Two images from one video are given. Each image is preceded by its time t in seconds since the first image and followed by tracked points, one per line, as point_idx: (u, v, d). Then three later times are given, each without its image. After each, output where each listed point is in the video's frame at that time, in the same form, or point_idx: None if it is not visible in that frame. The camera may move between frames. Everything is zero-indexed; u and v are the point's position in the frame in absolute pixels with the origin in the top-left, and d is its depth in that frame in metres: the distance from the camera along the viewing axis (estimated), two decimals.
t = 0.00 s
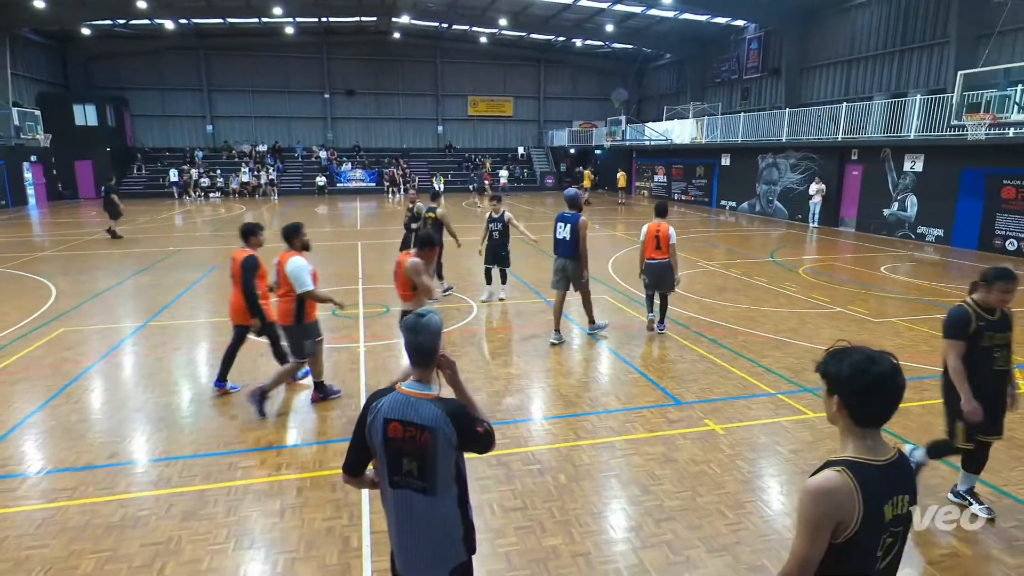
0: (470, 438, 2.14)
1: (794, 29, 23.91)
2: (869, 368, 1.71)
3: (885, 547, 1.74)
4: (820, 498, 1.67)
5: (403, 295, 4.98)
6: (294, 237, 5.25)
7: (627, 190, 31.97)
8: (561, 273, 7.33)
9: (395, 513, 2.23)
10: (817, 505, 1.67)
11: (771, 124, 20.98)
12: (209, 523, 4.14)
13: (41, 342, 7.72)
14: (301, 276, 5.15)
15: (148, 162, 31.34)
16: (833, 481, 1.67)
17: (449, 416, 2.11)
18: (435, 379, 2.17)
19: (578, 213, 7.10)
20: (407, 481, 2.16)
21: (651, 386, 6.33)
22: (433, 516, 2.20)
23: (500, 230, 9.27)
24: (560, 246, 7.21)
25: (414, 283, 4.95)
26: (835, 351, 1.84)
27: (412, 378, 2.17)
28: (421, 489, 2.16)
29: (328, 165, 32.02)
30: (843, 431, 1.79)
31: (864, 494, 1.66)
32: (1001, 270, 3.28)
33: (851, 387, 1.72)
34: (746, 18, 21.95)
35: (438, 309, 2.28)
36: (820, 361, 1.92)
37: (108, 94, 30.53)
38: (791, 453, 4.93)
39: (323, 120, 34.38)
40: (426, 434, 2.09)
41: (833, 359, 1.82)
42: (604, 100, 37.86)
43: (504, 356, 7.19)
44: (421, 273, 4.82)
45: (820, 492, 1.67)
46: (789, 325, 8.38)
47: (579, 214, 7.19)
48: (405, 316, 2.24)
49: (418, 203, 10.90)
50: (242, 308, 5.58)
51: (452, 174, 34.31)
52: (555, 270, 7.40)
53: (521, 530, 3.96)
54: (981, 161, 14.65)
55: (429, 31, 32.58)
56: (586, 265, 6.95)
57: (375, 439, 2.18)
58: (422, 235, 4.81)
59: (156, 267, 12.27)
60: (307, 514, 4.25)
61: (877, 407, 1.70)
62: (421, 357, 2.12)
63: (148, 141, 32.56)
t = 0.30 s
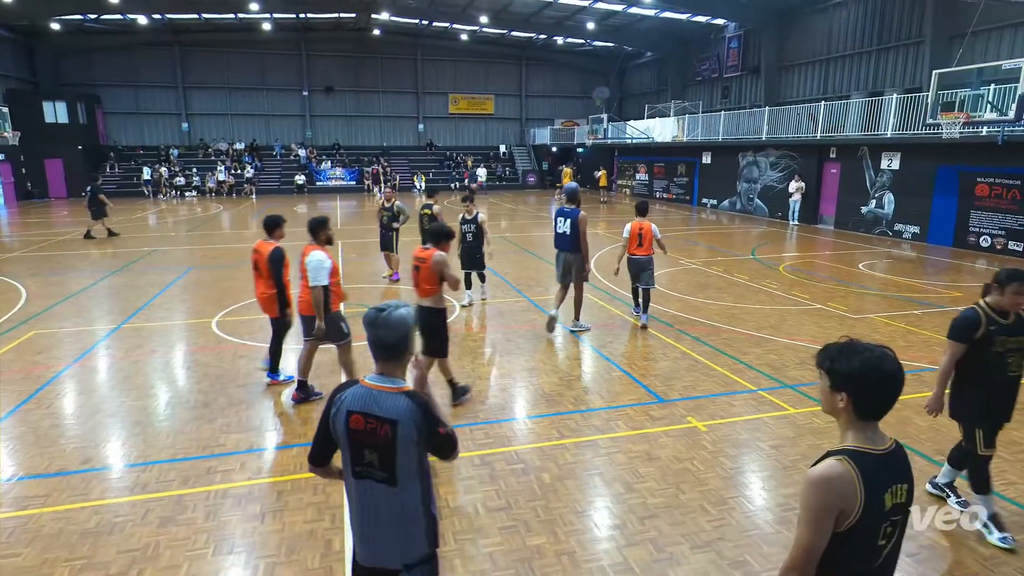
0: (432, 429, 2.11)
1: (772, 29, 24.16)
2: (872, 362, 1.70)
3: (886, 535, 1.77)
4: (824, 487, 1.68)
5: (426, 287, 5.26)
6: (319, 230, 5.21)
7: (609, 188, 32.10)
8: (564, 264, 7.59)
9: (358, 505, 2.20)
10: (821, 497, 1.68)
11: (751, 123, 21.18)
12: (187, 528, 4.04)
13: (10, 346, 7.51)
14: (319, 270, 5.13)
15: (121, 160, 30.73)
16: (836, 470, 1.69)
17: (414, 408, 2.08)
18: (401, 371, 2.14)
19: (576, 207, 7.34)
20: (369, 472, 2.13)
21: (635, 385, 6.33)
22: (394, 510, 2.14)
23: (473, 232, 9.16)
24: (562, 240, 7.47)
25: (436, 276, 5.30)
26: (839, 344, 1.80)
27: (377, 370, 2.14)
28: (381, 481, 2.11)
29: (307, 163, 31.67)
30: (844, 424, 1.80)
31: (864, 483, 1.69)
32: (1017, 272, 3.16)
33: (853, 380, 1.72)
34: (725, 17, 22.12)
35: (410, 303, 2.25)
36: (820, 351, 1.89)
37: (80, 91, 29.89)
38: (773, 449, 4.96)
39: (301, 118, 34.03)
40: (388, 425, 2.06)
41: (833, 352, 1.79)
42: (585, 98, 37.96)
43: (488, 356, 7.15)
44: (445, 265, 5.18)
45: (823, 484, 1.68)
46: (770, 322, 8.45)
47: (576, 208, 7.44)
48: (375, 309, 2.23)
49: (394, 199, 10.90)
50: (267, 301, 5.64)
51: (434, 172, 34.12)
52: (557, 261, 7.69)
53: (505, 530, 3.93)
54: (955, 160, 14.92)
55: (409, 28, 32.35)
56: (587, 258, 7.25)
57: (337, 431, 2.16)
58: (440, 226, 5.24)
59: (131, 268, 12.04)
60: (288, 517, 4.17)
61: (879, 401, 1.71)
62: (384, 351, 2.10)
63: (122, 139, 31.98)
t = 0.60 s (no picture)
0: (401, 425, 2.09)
1: (762, 28, 24.26)
2: (877, 362, 1.72)
3: (887, 532, 1.76)
4: (824, 475, 1.68)
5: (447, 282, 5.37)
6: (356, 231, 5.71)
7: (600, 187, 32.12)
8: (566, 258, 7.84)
9: (329, 497, 2.22)
10: (822, 485, 1.68)
11: (741, 122, 21.26)
12: (176, 531, 3.99)
13: None
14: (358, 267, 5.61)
15: (107, 159, 30.41)
16: (836, 458, 1.69)
17: (385, 404, 2.06)
18: (375, 368, 2.12)
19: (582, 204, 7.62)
20: (340, 465, 2.14)
21: (627, 384, 6.32)
22: (363, 503, 2.16)
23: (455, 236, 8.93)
24: (567, 237, 7.71)
25: (459, 270, 5.37)
26: (843, 342, 1.81)
27: (349, 365, 2.13)
28: (350, 474, 2.13)
29: (297, 162, 31.50)
30: (847, 420, 1.80)
31: (864, 473, 1.68)
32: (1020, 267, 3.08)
33: (858, 377, 1.72)
34: (716, 16, 22.18)
35: (385, 300, 2.20)
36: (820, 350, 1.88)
37: (65, 89, 29.54)
38: (765, 447, 4.96)
39: (290, 117, 33.80)
40: (358, 419, 2.07)
41: (838, 350, 1.79)
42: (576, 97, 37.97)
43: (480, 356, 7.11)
44: (466, 260, 5.21)
45: (822, 470, 1.68)
46: (761, 320, 8.47)
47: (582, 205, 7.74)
48: (350, 303, 2.18)
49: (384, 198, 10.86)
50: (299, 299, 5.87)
51: (424, 171, 34.02)
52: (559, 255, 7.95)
53: (498, 530, 3.90)
54: (943, 159, 15.04)
55: (399, 26, 32.21)
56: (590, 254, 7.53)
57: (310, 423, 2.18)
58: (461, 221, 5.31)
59: (118, 268, 11.92)
60: (278, 519, 4.13)
61: (881, 398, 1.72)
62: (356, 347, 2.07)
63: (108, 138, 31.64)
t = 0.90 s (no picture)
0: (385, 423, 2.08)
1: (757, 28, 24.33)
2: (869, 362, 1.74)
3: (877, 533, 1.76)
4: (813, 470, 1.69)
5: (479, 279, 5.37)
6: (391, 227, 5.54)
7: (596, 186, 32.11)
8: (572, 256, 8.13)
9: (313, 494, 2.21)
10: (812, 478, 1.69)
11: (736, 121, 21.30)
12: (170, 532, 3.97)
13: None
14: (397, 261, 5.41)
15: (100, 159, 30.27)
16: (826, 455, 1.70)
17: (368, 400, 2.06)
18: (359, 363, 2.14)
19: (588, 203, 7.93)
20: (324, 461, 2.15)
21: (622, 384, 6.30)
22: (347, 498, 2.15)
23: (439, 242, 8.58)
24: (573, 234, 7.98)
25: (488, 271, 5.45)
26: (838, 343, 1.83)
27: (336, 361, 2.14)
28: (334, 470, 2.13)
29: (292, 162, 31.44)
30: (841, 422, 1.80)
31: (855, 472, 1.69)
32: None
33: (851, 376, 1.74)
34: (712, 16, 22.23)
35: (370, 298, 2.23)
36: (816, 352, 1.90)
37: (58, 88, 29.38)
38: (760, 446, 4.97)
39: (285, 116, 33.72)
40: (341, 413, 2.07)
41: (834, 350, 1.81)
42: (572, 96, 38.00)
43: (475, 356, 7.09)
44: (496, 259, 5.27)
45: (812, 464, 1.69)
46: (756, 319, 8.49)
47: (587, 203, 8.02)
48: (334, 302, 2.21)
49: (379, 198, 10.91)
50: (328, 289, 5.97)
51: (420, 171, 33.97)
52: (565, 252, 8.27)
53: (494, 531, 3.90)
54: (938, 159, 15.10)
55: (394, 26, 32.15)
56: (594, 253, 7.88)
57: (296, 418, 2.19)
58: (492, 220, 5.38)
59: (112, 269, 11.88)
60: (274, 520, 4.11)
61: (872, 398, 1.73)
62: (342, 342, 2.08)
63: (101, 137, 31.51)
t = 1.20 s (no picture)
0: (378, 425, 2.06)
1: (756, 28, 24.34)
2: (833, 374, 1.69)
3: (849, 546, 1.75)
4: (786, 499, 1.65)
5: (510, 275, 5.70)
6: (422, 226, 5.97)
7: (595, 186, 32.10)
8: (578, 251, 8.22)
9: (308, 489, 2.23)
10: (783, 505, 1.66)
11: (735, 121, 21.30)
12: (169, 533, 3.96)
13: None
14: (429, 254, 5.84)
15: (98, 159, 30.21)
16: (797, 479, 1.66)
17: (360, 399, 2.05)
18: (356, 363, 2.13)
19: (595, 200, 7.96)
20: (318, 458, 2.15)
21: (621, 384, 6.30)
22: (338, 497, 2.16)
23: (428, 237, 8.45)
24: (579, 231, 8.05)
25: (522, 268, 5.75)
26: (801, 354, 1.77)
27: (332, 360, 2.13)
28: (326, 467, 2.14)
29: (290, 162, 31.41)
30: (807, 438, 1.78)
31: (826, 493, 1.66)
32: None
33: (816, 392, 1.70)
34: (710, 16, 22.24)
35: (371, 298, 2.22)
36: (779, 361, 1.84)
37: (55, 88, 29.31)
38: (759, 446, 4.96)
39: (284, 116, 33.68)
40: (333, 412, 2.07)
41: (798, 362, 1.76)
42: (571, 96, 37.97)
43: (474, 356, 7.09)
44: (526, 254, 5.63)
45: (784, 492, 1.66)
46: (755, 319, 8.49)
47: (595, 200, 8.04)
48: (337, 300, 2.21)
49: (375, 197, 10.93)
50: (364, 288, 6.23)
51: (419, 171, 33.95)
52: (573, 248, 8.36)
53: (493, 531, 3.89)
54: (936, 158, 15.11)
55: (393, 26, 32.11)
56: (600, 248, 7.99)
57: (292, 414, 2.20)
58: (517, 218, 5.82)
59: (110, 268, 11.85)
60: (272, 521, 4.11)
61: (838, 412, 1.70)
62: (338, 341, 2.07)
63: (99, 137, 31.46)
